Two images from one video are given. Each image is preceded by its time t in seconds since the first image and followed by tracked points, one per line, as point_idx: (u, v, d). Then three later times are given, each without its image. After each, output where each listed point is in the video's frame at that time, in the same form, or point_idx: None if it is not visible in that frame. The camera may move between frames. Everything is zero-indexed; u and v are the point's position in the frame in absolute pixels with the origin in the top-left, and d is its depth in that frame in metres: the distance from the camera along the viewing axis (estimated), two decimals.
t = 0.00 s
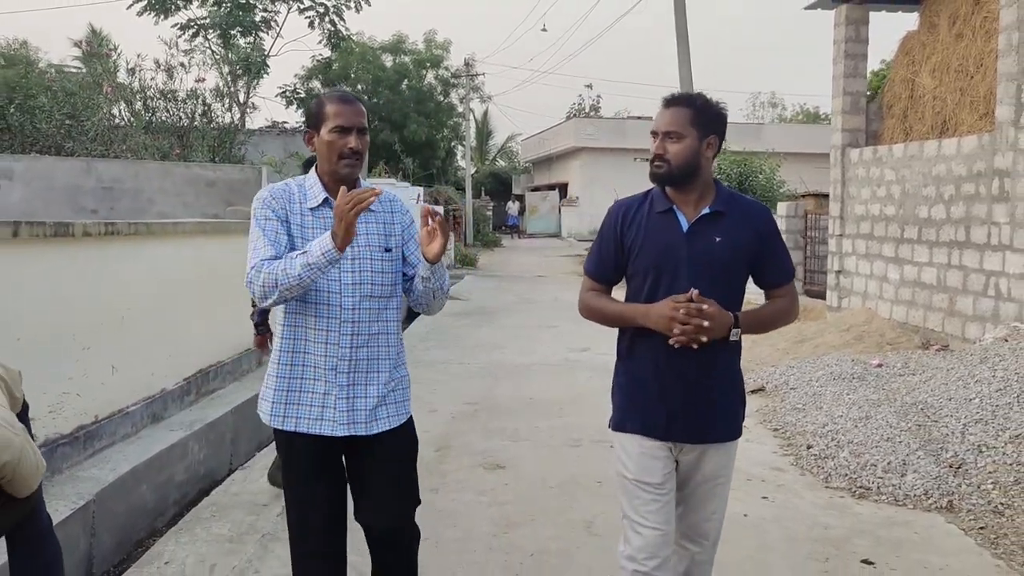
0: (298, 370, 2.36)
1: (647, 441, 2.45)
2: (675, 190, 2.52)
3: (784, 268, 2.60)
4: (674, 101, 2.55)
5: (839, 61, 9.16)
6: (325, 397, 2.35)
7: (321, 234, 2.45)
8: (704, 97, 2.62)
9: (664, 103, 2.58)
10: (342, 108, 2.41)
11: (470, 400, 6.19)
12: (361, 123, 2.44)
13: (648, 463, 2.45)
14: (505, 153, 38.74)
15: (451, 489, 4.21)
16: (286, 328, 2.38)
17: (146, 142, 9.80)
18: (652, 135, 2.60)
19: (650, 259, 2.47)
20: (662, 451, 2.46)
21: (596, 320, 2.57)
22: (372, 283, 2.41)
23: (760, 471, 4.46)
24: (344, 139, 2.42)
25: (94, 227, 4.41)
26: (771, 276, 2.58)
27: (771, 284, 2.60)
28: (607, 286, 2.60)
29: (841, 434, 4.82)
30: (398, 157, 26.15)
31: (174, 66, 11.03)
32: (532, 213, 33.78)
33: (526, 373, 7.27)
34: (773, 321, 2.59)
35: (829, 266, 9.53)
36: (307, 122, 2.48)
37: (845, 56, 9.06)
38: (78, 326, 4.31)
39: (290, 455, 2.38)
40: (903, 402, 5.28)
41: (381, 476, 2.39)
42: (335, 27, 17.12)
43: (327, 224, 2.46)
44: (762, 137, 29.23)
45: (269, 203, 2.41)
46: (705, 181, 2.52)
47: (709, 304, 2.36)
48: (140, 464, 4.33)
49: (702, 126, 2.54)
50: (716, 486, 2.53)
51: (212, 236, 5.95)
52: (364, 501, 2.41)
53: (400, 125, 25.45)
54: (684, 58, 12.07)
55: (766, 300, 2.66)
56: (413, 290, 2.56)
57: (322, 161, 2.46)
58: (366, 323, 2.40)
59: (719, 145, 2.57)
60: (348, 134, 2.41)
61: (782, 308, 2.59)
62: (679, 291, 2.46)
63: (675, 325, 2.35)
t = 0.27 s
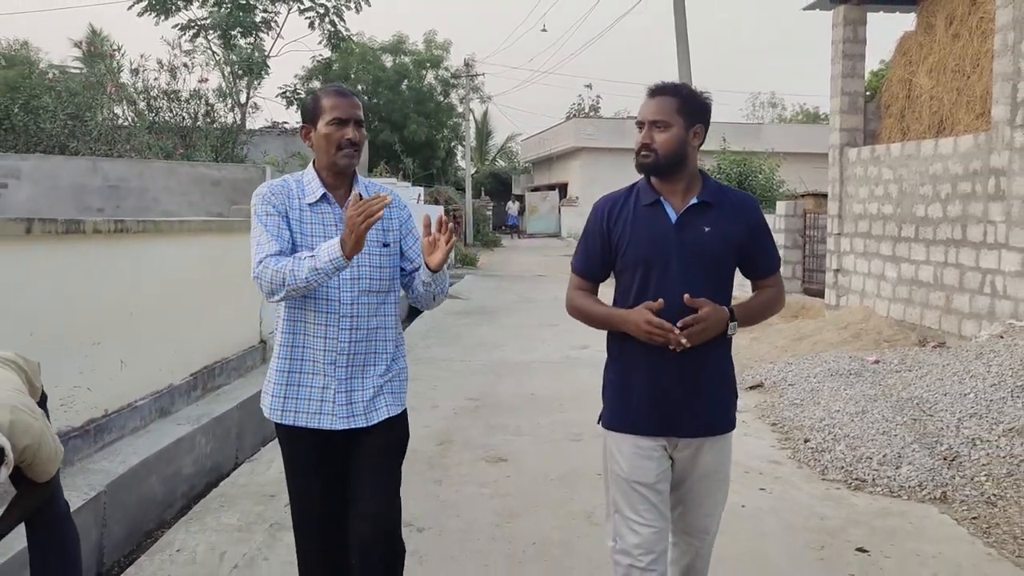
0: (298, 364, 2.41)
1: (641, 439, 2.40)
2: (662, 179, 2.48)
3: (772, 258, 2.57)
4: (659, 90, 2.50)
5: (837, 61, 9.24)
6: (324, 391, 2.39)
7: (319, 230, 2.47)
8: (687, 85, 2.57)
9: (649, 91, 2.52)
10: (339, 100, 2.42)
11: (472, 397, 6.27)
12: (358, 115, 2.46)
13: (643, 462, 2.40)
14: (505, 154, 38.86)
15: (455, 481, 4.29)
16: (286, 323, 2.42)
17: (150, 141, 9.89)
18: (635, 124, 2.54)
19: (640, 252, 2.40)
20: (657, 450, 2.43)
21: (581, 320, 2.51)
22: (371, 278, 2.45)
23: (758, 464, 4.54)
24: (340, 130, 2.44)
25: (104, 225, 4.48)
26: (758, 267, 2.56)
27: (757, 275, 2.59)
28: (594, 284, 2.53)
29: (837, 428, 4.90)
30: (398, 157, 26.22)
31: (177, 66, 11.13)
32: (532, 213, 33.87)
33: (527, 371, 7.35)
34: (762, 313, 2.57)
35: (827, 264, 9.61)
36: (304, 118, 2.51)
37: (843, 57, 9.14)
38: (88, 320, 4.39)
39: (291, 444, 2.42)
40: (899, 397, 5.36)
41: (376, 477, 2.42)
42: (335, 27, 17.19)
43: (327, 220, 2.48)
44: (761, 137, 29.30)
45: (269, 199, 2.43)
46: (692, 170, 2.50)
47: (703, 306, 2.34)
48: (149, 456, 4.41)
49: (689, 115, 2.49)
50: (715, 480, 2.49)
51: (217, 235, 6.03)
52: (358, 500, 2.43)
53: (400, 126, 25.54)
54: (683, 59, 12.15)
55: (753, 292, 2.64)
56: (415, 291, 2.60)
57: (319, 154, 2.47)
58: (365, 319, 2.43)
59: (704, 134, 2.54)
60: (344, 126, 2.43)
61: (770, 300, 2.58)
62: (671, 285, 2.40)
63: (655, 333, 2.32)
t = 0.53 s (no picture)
0: (314, 364, 2.48)
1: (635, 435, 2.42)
2: (654, 180, 2.46)
3: (762, 249, 2.56)
4: (644, 93, 2.46)
5: (843, 58, 9.29)
6: (338, 389, 2.46)
7: (336, 230, 2.54)
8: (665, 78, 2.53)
9: (635, 94, 2.47)
10: (357, 98, 2.51)
11: (481, 391, 6.35)
12: (375, 114, 2.53)
13: (638, 458, 2.43)
14: (512, 151, 38.91)
15: (465, 473, 4.38)
16: (302, 324, 2.50)
17: (160, 140, 9.79)
18: (625, 130, 2.50)
19: (632, 250, 2.42)
20: (655, 447, 2.43)
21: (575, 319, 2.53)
22: (385, 279, 2.52)
23: (763, 456, 4.61)
24: (356, 127, 2.51)
25: (121, 222, 4.58)
26: (750, 258, 2.56)
27: (751, 266, 2.59)
28: (586, 284, 2.57)
29: (842, 421, 4.97)
30: (406, 155, 26.28)
31: (188, 66, 11.22)
32: (539, 211, 33.91)
33: (535, 366, 7.42)
34: (758, 305, 2.57)
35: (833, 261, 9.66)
36: (321, 117, 2.58)
37: (848, 54, 9.18)
38: (106, 316, 4.48)
39: (307, 439, 2.49)
40: (903, 391, 5.42)
41: (387, 478, 2.48)
42: (343, 26, 17.28)
43: (343, 219, 2.55)
44: (769, 134, 29.26)
45: (288, 200, 2.50)
46: (682, 169, 2.48)
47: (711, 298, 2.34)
48: (166, 449, 4.51)
49: (678, 116, 2.47)
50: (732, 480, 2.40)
51: (230, 232, 6.12)
52: (368, 499, 2.49)
53: (407, 124, 25.62)
54: (689, 56, 12.21)
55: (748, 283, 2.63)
56: (428, 297, 2.63)
57: (337, 152, 2.54)
58: (378, 320, 2.50)
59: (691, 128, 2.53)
60: (362, 123, 2.51)
61: (765, 291, 2.58)
62: (664, 282, 2.40)
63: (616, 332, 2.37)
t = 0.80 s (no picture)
0: (341, 362, 2.48)
1: (642, 431, 2.44)
2: (661, 173, 2.45)
3: (771, 245, 2.57)
4: (654, 84, 2.47)
5: (854, 52, 9.29)
6: (364, 387, 2.45)
7: (368, 225, 2.51)
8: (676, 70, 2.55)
9: (645, 86, 2.49)
10: (396, 94, 2.47)
11: (493, 384, 6.42)
12: (414, 109, 2.49)
13: (647, 454, 2.44)
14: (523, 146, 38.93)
15: (479, 464, 4.45)
16: (329, 324, 2.48)
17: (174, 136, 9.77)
18: (636, 122, 2.51)
19: (641, 245, 2.42)
20: (665, 444, 2.43)
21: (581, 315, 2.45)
22: (414, 278, 2.49)
23: (773, 448, 4.67)
24: (395, 123, 2.48)
25: (140, 218, 4.66)
26: (759, 252, 2.57)
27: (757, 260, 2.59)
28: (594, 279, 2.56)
29: (852, 414, 5.01)
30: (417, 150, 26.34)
31: (202, 63, 11.34)
32: (550, 205, 33.93)
33: (547, 359, 7.49)
34: (765, 300, 2.58)
35: (844, 254, 9.67)
36: (360, 111, 2.55)
37: (860, 48, 9.18)
38: (126, 310, 4.58)
39: (332, 435, 2.50)
40: (913, 383, 5.45)
41: (417, 479, 2.48)
42: (355, 21, 17.34)
43: (375, 215, 2.52)
44: (781, 127, 29.15)
45: (318, 197, 2.49)
46: (692, 161, 2.48)
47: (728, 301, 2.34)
48: (185, 441, 4.60)
49: (689, 106, 2.48)
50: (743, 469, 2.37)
51: (246, 228, 6.21)
52: (394, 499, 2.49)
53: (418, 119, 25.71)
54: (700, 50, 12.22)
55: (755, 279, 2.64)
56: (451, 302, 2.64)
57: (374, 147, 2.51)
58: (405, 319, 2.47)
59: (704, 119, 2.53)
60: (400, 119, 2.47)
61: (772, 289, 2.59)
62: (671, 276, 2.41)
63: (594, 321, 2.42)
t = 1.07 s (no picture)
0: (366, 363, 2.45)
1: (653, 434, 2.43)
2: (679, 176, 2.42)
3: (788, 252, 2.55)
4: (674, 87, 2.43)
5: (861, 49, 9.30)
6: (390, 388, 2.43)
7: (397, 225, 2.51)
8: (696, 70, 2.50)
9: (665, 88, 2.45)
10: (428, 96, 2.46)
11: (501, 381, 6.48)
12: (446, 112, 2.50)
13: (657, 459, 2.43)
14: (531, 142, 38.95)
15: (487, 460, 4.51)
16: (355, 326, 2.47)
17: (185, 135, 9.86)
18: (655, 124, 2.48)
19: (656, 248, 2.39)
20: (675, 449, 2.42)
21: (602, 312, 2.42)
22: (442, 280, 2.50)
23: (778, 444, 4.71)
24: (428, 126, 2.48)
25: (153, 218, 4.73)
26: (778, 257, 2.54)
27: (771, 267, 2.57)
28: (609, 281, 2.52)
29: (856, 410, 5.05)
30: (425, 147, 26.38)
31: (212, 62, 11.41)
32: (558, 202, 33.95)
33: (555, 356, 7.55)
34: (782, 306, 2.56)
35: (851, 251, 9.70)
36: (392, 112, 2.55)
37: (867, 45, 9.19)
38: (139, 309, 4.65)
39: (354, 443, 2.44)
40: (918, 380, 5.49)
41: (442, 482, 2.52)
42: (363, 19, 17.40)
43: (406, 215, 2.52)
44: (789, 123, 29.08)
45: (346, 197, 2.49)
46: (711, 164, 2.45)
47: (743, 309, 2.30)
48: (198, 437, 4.67)
49: (709, 109, 2.44)
50: (744, 480, 2.37)
51: (257, 226, 6.28)
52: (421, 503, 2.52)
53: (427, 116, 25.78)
54: (708, 47, 12.23)
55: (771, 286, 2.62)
56: (478, 303, 2.64)
57: (405, 149, 2.51)
58: (432, 320, 2.47)
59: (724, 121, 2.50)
60: (432, 122, 2.47)
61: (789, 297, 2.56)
62: (683, 281, 2.37)
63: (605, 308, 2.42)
